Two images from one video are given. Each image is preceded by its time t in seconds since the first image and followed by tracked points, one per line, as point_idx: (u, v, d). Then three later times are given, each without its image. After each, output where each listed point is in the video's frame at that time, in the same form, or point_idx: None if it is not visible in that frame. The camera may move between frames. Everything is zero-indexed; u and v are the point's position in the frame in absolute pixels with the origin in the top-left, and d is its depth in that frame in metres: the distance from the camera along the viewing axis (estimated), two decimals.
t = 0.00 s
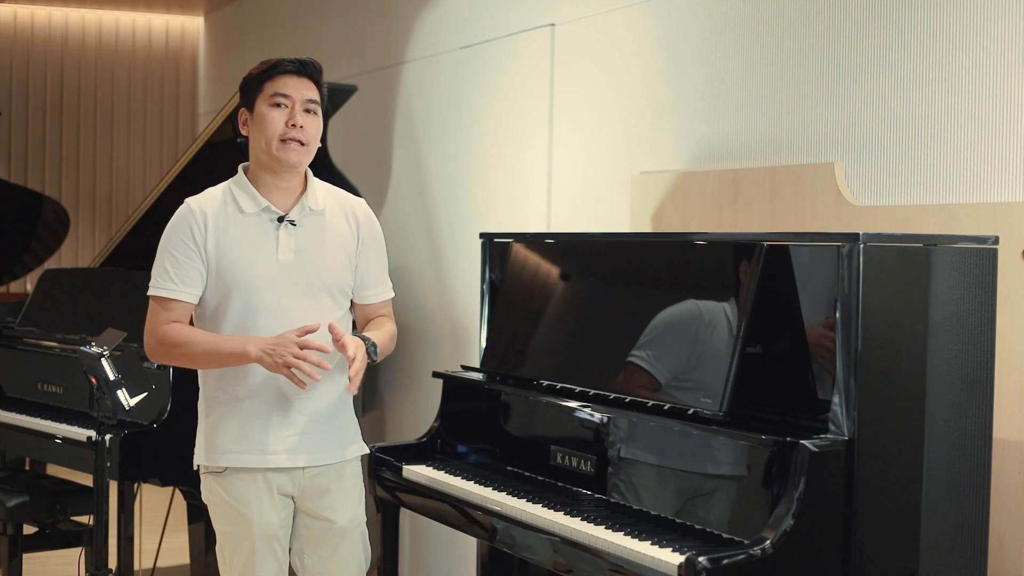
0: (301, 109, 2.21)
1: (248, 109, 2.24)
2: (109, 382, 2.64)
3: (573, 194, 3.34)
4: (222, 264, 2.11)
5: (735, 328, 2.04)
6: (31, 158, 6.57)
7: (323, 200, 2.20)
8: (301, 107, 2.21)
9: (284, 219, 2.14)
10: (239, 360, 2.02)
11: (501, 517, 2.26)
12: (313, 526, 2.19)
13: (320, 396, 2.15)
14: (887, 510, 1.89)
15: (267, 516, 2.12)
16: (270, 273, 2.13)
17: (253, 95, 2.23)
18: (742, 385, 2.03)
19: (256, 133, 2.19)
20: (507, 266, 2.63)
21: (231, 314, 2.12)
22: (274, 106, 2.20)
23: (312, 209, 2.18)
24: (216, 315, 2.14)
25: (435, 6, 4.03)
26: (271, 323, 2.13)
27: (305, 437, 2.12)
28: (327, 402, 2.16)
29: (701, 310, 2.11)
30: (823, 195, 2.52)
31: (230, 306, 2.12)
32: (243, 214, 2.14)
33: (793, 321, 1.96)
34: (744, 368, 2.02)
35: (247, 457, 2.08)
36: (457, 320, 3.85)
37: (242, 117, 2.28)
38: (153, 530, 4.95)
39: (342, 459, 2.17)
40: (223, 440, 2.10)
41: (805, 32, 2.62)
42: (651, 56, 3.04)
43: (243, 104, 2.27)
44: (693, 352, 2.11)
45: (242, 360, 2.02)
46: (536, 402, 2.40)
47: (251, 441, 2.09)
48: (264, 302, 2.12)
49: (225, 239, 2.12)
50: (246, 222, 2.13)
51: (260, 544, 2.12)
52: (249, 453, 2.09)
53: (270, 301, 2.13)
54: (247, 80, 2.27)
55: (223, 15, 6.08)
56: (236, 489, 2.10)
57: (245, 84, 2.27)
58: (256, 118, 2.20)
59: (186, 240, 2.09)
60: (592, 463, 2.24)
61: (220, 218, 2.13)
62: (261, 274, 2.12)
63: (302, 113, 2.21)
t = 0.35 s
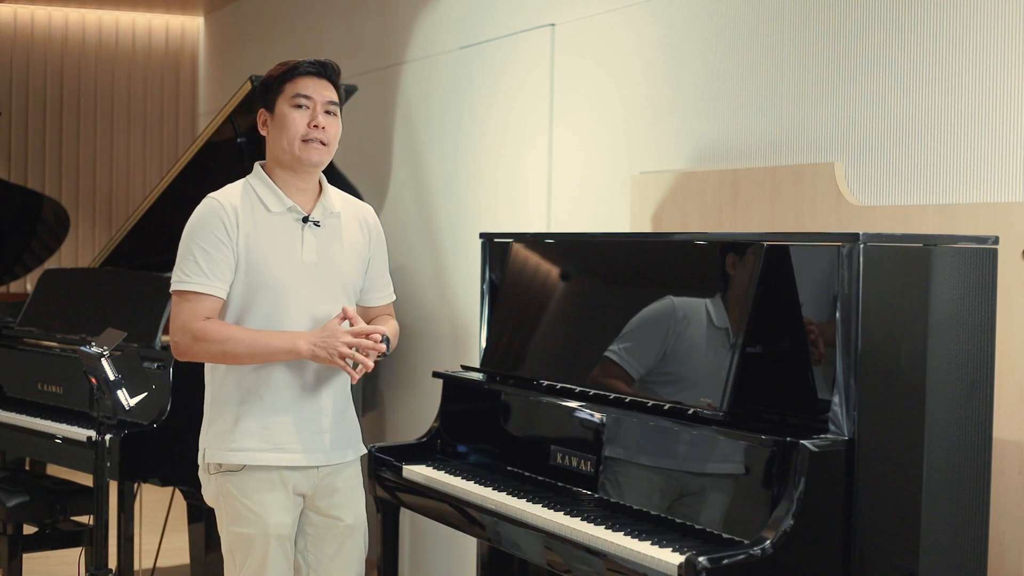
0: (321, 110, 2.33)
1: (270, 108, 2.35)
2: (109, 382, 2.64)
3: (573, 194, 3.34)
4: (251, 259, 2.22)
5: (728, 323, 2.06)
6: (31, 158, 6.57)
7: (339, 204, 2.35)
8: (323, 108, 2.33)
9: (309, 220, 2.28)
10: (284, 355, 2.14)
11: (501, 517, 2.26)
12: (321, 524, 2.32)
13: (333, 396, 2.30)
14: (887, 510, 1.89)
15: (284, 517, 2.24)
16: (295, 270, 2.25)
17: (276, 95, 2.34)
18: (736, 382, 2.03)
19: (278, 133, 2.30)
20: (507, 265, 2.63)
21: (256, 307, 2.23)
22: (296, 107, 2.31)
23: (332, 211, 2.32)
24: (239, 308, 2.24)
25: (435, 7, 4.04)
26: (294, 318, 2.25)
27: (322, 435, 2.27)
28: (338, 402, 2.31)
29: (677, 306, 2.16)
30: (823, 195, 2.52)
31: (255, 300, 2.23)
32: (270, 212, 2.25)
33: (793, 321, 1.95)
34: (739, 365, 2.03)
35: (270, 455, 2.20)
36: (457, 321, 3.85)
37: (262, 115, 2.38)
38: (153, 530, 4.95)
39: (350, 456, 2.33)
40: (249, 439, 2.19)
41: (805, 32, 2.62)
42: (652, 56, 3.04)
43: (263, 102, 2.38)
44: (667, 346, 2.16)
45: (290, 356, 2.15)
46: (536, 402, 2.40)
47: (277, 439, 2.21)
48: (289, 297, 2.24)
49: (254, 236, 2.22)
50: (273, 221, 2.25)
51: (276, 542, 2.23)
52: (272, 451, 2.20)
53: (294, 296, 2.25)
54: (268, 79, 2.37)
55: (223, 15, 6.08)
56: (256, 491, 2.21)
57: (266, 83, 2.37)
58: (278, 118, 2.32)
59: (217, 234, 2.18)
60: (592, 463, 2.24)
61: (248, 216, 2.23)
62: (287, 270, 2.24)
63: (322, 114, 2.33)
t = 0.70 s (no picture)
0: (355, 127, 2.28)
1: (300, 116, 2.28)
2: (109, 382, 2.65)
3: (573, 194, 3.34)
4: (266, 263, 2.21)
5: (712, 320, 2.08)
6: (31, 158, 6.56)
7: (357, 207, 2.33)
8: (356, 127, 2.28)
9: (325, 225, 2.26)
10: (291, 360, 2.14)
11: (501, 517, 2.26)
12: (325, 523, 2.31)
13: (345, 398, 2.29)
14: (887, 510, 1.89)
15: (289, 515, 2.23)
16: (310, 274, 2.24)
17: (308, 104, 2.27)
18: (712, 379, 2.06)
19: (309, 146, 2.25)
20: (508, 265, 2.63)
21: (271, 311, 2.23)
22: (330, 123, 2.26)
23: (349, 216, 2.30)
24: (253, 311, 2.24)
25: (435, 6, 4.03)
26: (308, 322, 2.24)
27: (332, 437, 2.26)
28: (352, 403, 2.31)
29: (660, 299, 2.19)
30: (823, 195, 2.52)
31: (270, 304, 2.23)
32: (285, 215, 2.24)
33: (792, 322, 1.96)
34: (718, 362, 2.05)
35: (280, 456, 2.20)
36: (457, 321, 3.85)
37: (289, 118, 2.31)
38: (153, 530, 4.95)
39: (362, 459, 2.32)
40: (258, 440, 2.20)
41: (805, 33, 2.62)
42: (652, 56, 3.04)
43: (292, 106, 2.31)
44: (649, 340, 2.19)
45: (296, 360, 2.14)
46: (536, 402, 2.40)
47: (286, 440, 2.21)
48: (303, 302, 2.24)
49: (269, 239, 2.21)
50: (288, 224, 2.24)
51: (280, 540, 2.22)
52: (281, 452, 2.20)
53: (308, 301, 2.24)
54: (301, 85, 2.29)
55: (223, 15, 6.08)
56: (263, 489, 2.21)
57: (297, 88, 2.29)
58: (310, 131, 2.26)
59: (231, 237, 2.18)
60: (592, 463, 2.24)
61: (264, 219, 2.22)
62: (302, 275, 2.23)
63: (356, 132, 2.28)
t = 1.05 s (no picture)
0: (368, 120, 2.27)
1: (313, 115, 2.27)
2: (109, 383, 2.65)
3: (574, 194, 3.34)
4: (277, 263, 2.21)
5: (692, 308, 2.11)
6: (31, 159, 6.56)
7: (374, 206, 2.28)
8: (369, 119, 2.27)
9: (336, 224, 2.23)
10: (293, 351, 2.13)
11: (501, 517, 2.27)
12: (335, 520, 2.29)
13: (359, 395, 2.25)
14: (887, 510, 1.89)
15: (292, 509, 2.22)
16: (319, 272, 2.22)
17: (319, 102, 2.26)
18: (692, 369, 2.10)
19: (324, 141, 2.24)
20: (507, 266, 2.60)
21: (281, 309, 2.23)
22: (343, 117, 2.25)
23: (363, 215, 2.26)
24: (267, 309, 2.25)
25: (435, 6, 4.03)
26: (319, 320, 2.23)
27: (343, 434, 2.23)
28: (366, 400, 2.26)
29: (644, 288, 2.22)
30: (823, 195, 2.52)
31: (280, 302, 2.23)
32: (297, 214, 2.23)
33: (791, 321, 1.96)
34: (698, 351, 2.09)
35: (287, 450, 2.20)
36: (457, 321, 3.85)
37: (302, 119, 2.30)
38: (153, 530, 4.95)
39: (380, 456, 2.28)
40: (268, 433, 2.21)
41: (805, 33, 2.62)
42: (652, 57, 3.04)
43: (303, 108, 2.30)
44: (636, 330, 2.21)
45: (297, 351, 2.13)
46: (535, 402, 2.41)
47: (294, 434, 2.20)
48: (312, 301, 2.23)
49: (280, 238, 2.21)
50: (300, 224, 2.23)
51: (281, 535, 2.23)
52: (288, 446, 2.20)
53: (317, 301, 2.23)
54: (310, 85, 2.28)
55: (223, 15, 6.08)
56: (268, 482, 2.21)
57: (306, 89, 2.29)
58: (324, 127, 2.25)
59: (242, 237, 2.20)
60: (592, 463, 2.25)
61: (276, 218, 2.22)
62: (311, 273, 2.22)
63: (370, 125, 2.27)
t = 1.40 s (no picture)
0: (389, 124, 2.26)
1: (334, 115, 2.27)
2: (109, 383, 2.65)
3: (573, 194, 3.34)
4: (287, 264, 2.22)
5: (676, 302, 2.15)
6: (31, 159, 6.56)
7: (388, 209, 2.27)
8: (389, 124, 2.26)
9: (347, 226, 2.23)
10: (290, 351, 2.13)
11: (501, 517, 2.27)
12: (341, 516, 2.28)
13: (362, 395, 2.24)
14: (888, 510, 1.89)
15: (295, 505, 2.23)
16: (328, 272, 2.22)
17: (342, 103, 2.26)
18: (675, 364, 2.14)
19: (343, 142, 2.24)
20: (507, 266, 2.60)
21: (290, 309, 2.24)
22: (363, 119, 2.24)
23: (375, 218, 2.25)
24: (278, 309, 2.26)
25: (435, 6, 4.03)
26: (326, 321, 2.22)
27: (346, 434, 2.22)
28: (371, 402, 2.24)
29: (632, 281, 2.24)
30: (824, 195, 2.52)
31: (290, 302, 2.23)
32: (309, 216, 2.24)
33: (791, 321, 1.96)
34: (682, 346, 2.13)
35: (291, 448, 2.20)
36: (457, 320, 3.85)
37: (324, 119, 2.31)
38: (153, 530, 4.95)
39: (385, 458, 2.26)
40: (274, 429, 2.22)
41: (804, 34, 2.62)
42: (652, 57, 3.04)
43: (327, 108, 2.30)
44: (624, 326, 2.24)
45: (292, 350, 2.13)
46: (536, 403, 2.40)
47: (299, 432, 2.21)
48: (321, 302, 2.22)
49: (290, 239, 2.22)
50: (311, 225, 2.23)
51: (284, 531, 2.23)
52: (292, 444, 2.21)
53: (326, 302, 2.22)
54: (335, 86, 2.29)
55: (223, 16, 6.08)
56: (273, 478, 2.22)
57: (331, 90, 2.29)
58: (344, 128, 2.25)
59: (255, 239, 2.22)
60: (591, 463, 2.25)
61: (289, 220, 2.24)
62: (320, 274, 2.22)
63: (389, 129, 2.26)
